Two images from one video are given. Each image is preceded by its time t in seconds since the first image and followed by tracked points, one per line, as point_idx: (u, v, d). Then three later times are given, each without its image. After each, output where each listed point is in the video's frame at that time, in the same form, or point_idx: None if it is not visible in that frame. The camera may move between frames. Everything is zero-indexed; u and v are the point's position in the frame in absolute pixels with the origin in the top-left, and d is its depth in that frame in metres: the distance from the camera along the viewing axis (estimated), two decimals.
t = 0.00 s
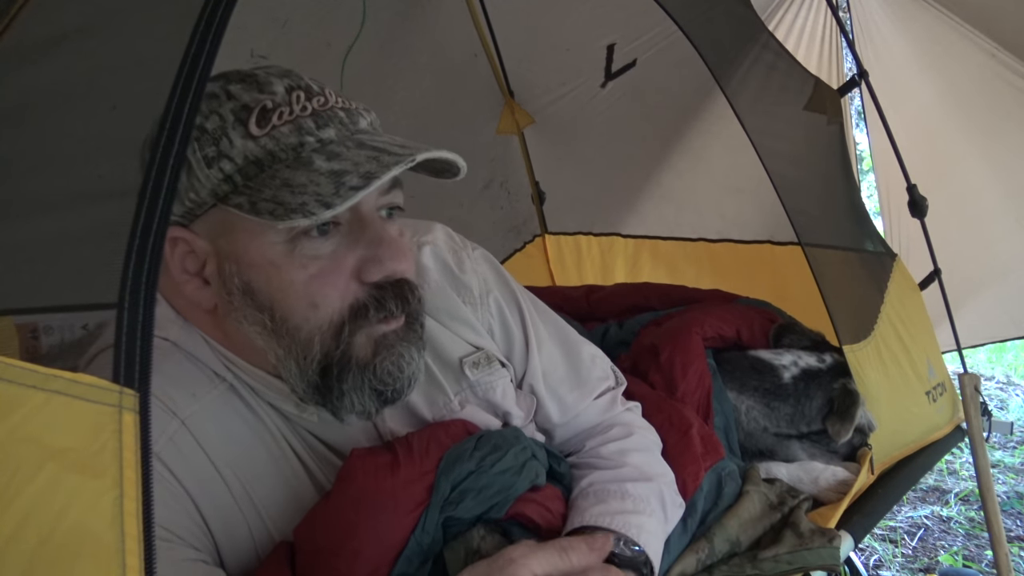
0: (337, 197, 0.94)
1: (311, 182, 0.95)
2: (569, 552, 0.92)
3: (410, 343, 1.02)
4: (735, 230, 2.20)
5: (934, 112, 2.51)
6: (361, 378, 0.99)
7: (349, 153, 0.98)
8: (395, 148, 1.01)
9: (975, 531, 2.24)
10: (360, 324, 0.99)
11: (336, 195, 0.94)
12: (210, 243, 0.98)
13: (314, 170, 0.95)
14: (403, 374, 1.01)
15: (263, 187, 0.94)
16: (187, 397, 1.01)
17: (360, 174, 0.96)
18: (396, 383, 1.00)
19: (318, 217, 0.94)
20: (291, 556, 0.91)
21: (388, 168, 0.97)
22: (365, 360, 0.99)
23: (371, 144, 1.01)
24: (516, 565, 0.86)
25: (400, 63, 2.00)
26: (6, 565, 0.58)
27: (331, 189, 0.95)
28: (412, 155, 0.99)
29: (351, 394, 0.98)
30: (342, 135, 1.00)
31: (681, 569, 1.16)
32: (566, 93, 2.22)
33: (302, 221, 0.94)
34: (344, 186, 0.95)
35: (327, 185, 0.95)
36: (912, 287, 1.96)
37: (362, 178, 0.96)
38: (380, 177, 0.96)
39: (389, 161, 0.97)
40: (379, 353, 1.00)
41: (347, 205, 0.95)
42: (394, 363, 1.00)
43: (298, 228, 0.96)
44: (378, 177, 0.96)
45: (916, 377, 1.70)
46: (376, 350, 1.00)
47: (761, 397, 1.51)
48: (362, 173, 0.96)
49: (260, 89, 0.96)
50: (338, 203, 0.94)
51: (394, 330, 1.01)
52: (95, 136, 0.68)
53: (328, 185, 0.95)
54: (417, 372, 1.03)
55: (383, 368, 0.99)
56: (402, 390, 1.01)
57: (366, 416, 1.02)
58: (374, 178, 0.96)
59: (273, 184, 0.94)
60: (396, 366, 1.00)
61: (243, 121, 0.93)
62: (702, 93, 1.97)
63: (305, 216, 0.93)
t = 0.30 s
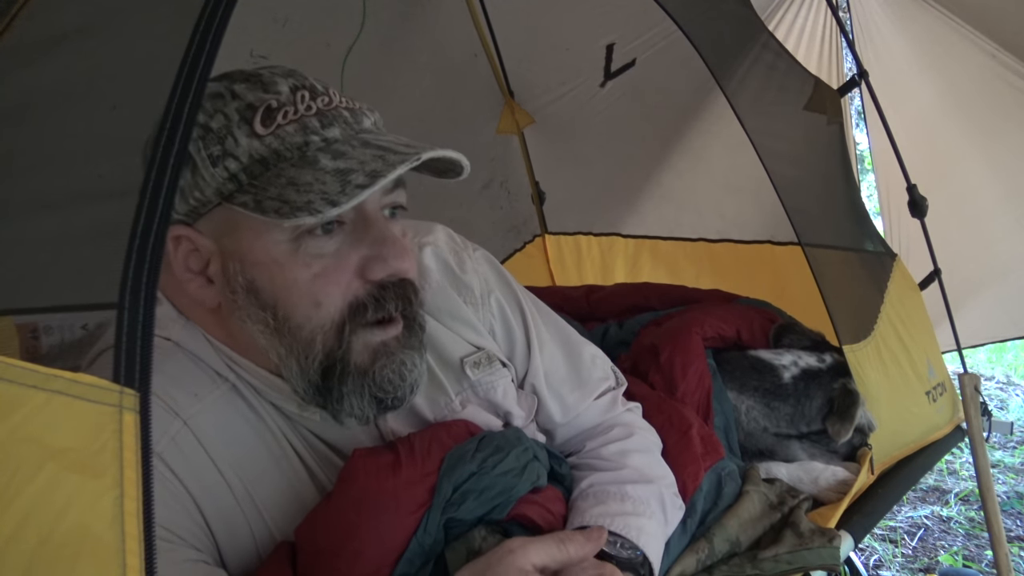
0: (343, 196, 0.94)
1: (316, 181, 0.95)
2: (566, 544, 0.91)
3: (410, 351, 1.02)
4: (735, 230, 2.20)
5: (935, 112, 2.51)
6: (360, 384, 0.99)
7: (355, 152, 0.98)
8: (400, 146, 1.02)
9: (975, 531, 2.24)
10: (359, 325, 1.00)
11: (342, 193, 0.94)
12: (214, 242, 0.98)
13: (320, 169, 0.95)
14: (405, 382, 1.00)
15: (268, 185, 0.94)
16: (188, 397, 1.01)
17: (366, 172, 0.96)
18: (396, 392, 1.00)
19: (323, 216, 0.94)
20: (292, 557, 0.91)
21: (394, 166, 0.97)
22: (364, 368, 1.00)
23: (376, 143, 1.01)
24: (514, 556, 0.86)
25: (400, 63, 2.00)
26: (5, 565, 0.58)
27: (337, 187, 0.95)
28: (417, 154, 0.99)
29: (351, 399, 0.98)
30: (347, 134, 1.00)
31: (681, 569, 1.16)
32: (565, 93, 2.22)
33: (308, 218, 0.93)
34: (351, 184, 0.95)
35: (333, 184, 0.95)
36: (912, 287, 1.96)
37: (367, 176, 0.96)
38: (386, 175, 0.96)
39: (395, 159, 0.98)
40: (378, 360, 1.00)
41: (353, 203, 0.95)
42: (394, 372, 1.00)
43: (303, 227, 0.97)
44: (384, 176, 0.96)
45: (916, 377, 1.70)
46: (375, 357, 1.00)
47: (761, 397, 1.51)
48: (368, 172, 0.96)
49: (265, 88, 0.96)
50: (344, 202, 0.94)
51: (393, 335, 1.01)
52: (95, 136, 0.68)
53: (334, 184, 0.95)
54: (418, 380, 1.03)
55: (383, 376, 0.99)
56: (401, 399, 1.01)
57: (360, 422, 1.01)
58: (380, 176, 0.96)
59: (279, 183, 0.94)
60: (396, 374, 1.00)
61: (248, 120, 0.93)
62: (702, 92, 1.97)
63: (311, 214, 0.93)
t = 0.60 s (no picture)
0: (338, 192, 0.95)
1: (311, 177, 0.95)
2: (573, 553, 0.91)
3: (412, 341, 1.02)
4: (735, 230, 2.20)
5: (934, 111, 2.51)
6: (363, 377, 0.99)
7: (350, 149, 0.98)
8: (395, 143, 1.02)
9: (975, 531, 2.24)
10: (358, 321, 0.99)
11: (337, 189, 0.95)
12: (210, 240, 0.98)
13: (315, 166, 0.95)
14: (407, 374, 1.01)
15: (263, 183, 0.94)
16: (187, 397, 1.01)
17: (360, 168, 0.96)
18: (398, 384, 1.00)
19: (318, 212, 0.94)
20: (291, 557, 0.91)
21: (389, 162, 0.97)
22: (367, 360, 0.99)
23: (371, 140, 1.01)
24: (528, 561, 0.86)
25: (400, 63, 2.00)
26: (5, 565, 0.58)
27: (332, 184, 0.95)
28: (411, 151, 0.99)
29: (353, 394, 0.99)
30: (343, 132, 1.00)
31: (680, 568, 1.16)
32: (564, 92, 2.22)
33: (303, 215, 0.94)
34: (345, 180, 0.95)
35: (328, 179, 0.95)
36: (912, 286, 1.96)
37: (363, 172, 0.96)
38: (380, 171, 0.96)
39: (390, 155, 0.98)
40: (380, 352, 1.00)
41: (348, 199, 0.95)
42: (396, 363, 1.00)
43: (298, 224, 0.96)
44: (378, 172, 0.96)
45: (916, 376, 1.70)
46: (377, 348, 1.00)
47: (761, 397, 1.51)
48: (363, 167, 0.96)
49: (261, 87, 0.96)
50: (339, 198, 0.94)
51: (393, 328, 1.01)
52: (94, 136, 0.68)
53: (329, 181, 0.95)
54: (419, 372, 1.03)
55: (385, 367, 0.99)
56: (405, 390, 1.02)
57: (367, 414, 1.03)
58: (375, 171, 0.96)
59: (274, 180, 0.94)
60: (398, 366, 1.00)
61: (244, 118, 0.93)
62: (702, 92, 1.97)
63: (306, 211, 0.94)
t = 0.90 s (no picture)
0: (354, 193, 0.94)
1: (328, 179, 0.95)
2: (551, 529, 0.91)
3: (421, 342, 1.02)
4: (735, 230, 2.20)
5: (935, 111, 2.51)
6: (372, 378, 0.99)
7: (366, 152, 0.99)
8: (411, 147, 1.03)
9: (975, 531, 2.24)
10: (370, 324, 0.99)
11: (353, 191, 0.94)
12: (225, 240, 0.98)
13: (332, 167, 0.96)
14: (415, 376, 1.00)
15: (280, 183, 0.95)
16: (195, 397, 1.00)
17: (378, 171, 0.96)
18: (407, 385, 1.00)
19: (335, 213, 0.93)
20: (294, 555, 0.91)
21: (406, 165, 0.97)
22: (376, 362, 0.99)
23: (387, 144, 1.02)
24: (520, 552, 0.85)
25: (400, 62, 2.00)
26: (4, 565, 0.58)
27: (349, 185, 0.95)
28: (429, 154, 1.00)
29: (362, 395, 0.98)
30: (359, 135, 1.02)
31: (677, 563, 1.13)
32: (564, 92, 2.22)
33: (319, 216, 0.93)
34: (362, 182, 0.95)
35: (345, 181, 0.95)
36: (912, 287, 1.95)
37: (380, 175, 0.96)
38: (398, 175, 0.96)
39: (406, 159, 0.98)
40: (390, 352, 0.99)
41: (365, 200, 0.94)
42: (404, 364, 1.00)
43: (316, 226, 0.97)
44: (396, 174, 0.96)
45: (916, 376, 1.70)
46: (387, 349, 0.99)
47: (761, 397, 1.51)
48: (380, 171, 0.96)
49: (279, 89, 0.97)
50: (356, 199, 0.94)
51: (402, 329, 1.01)
52: (95, 136, 0.68)
53: (346, 182, 0.96)
54: (427, 376, 1.03)
55: (393, 368, 0.99)
56: (413, 392, 1.01)
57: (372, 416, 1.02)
58: (392, 175, 0.96)
59: (291, 181, 0.95)
60: (406, 367, 1.00)
61: (262, 118, 0.94)
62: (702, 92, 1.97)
63: (322, 211, 0.93)
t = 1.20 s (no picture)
0: (367, 196, 0.94)
1: (340, 181, 0.95)
2: (556, 534, 0.92)
3: (427, 343, 1.01)
4: (735, 230, 2.20)
5: (935, 111, 2.51)
6: (379, 378, 0.99)
7: (378, 155, 0.99)
8: (424, 150, 1.02)
9: (975, 531, 2.24)
10: (382, 325, 0.99)
11: (365, 193, 0.95)
12: (234, 240, 0.98)
13: (344, 169, 0.96)
14: (421, 376, 1.00)
15: (292, 184, 0.94)
16: (201, 398, 1.00)
17: (390, 173, 0.96)
18: (415, 385, 1.00)
19: (346, 215, 0.94)
20: (297, 556, 0.91)
21: (419, 167, 0.97)
22: (384, 361, 0.99)
23: (400, 146, 1.02)
24: (521, 549, 0.86)
25: (400, 62, 2.00)
26: (4, 565, 0.57)
27: (361, 187, 0.95)
28: (441, 158, 1.00)
29: (370, 395, 0.98)
30: (372, 138, 1.02)
31: (678, 566, 1.13)
32: (563, 91, 2.22)
33: (331, 217, 0.93)
34: (374, 184, 0.95)
35: (356, 183, 0.95)
36: (912, 287, 1.95)
37: (392, 177, 0.96)
38: (410, 178, 0.96)
39: (419, 162, 0.98)
40: (398, 352, 1.00)
41: (376, 203, 0.95)
42: (411, 364, 0.99)
43: (325, 226, 0.97)
44: (408, 178, 0.96)
45: (916, 376, 1.70)
46: (396, 348, 1.00)
47: (761, 397, 1.51)
48: (393, 173, 0.96)
49: (292, 90, 0.97)
50: (368, 201, 0.94)
51: (411, 329, 1.00)
52: (94, 135, 0.68)
53: (358, 184, 0.95)
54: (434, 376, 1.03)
55: (401, 368, 0.99)
56: (420, 392, 1.01)
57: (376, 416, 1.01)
58: (404, 178, 0.96)
59: (302, 182, 0.94)
60: (413, 367, 1.00)
61: (275, 120, 0.94)
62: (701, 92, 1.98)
63: (333, 214, 0.93)
